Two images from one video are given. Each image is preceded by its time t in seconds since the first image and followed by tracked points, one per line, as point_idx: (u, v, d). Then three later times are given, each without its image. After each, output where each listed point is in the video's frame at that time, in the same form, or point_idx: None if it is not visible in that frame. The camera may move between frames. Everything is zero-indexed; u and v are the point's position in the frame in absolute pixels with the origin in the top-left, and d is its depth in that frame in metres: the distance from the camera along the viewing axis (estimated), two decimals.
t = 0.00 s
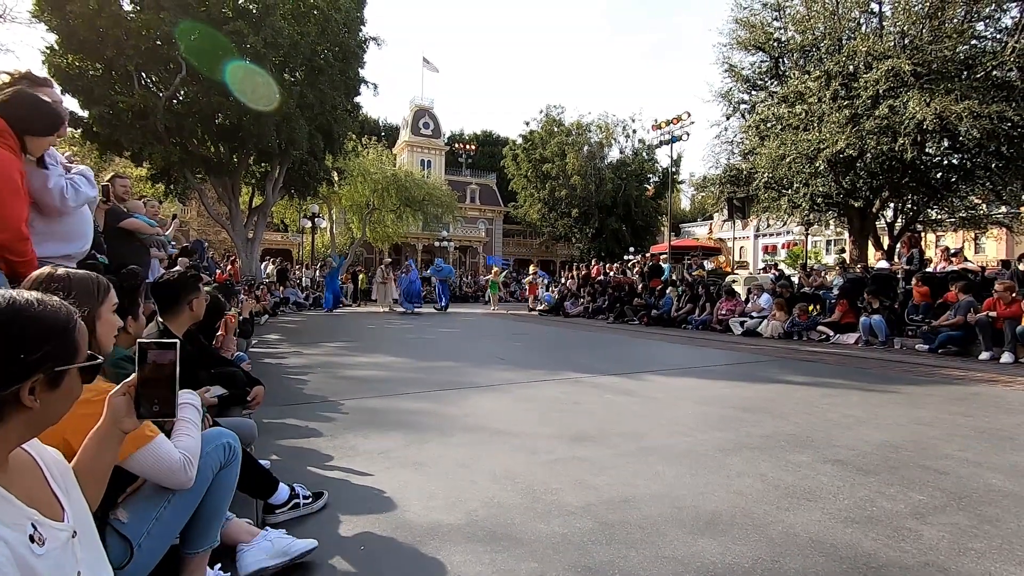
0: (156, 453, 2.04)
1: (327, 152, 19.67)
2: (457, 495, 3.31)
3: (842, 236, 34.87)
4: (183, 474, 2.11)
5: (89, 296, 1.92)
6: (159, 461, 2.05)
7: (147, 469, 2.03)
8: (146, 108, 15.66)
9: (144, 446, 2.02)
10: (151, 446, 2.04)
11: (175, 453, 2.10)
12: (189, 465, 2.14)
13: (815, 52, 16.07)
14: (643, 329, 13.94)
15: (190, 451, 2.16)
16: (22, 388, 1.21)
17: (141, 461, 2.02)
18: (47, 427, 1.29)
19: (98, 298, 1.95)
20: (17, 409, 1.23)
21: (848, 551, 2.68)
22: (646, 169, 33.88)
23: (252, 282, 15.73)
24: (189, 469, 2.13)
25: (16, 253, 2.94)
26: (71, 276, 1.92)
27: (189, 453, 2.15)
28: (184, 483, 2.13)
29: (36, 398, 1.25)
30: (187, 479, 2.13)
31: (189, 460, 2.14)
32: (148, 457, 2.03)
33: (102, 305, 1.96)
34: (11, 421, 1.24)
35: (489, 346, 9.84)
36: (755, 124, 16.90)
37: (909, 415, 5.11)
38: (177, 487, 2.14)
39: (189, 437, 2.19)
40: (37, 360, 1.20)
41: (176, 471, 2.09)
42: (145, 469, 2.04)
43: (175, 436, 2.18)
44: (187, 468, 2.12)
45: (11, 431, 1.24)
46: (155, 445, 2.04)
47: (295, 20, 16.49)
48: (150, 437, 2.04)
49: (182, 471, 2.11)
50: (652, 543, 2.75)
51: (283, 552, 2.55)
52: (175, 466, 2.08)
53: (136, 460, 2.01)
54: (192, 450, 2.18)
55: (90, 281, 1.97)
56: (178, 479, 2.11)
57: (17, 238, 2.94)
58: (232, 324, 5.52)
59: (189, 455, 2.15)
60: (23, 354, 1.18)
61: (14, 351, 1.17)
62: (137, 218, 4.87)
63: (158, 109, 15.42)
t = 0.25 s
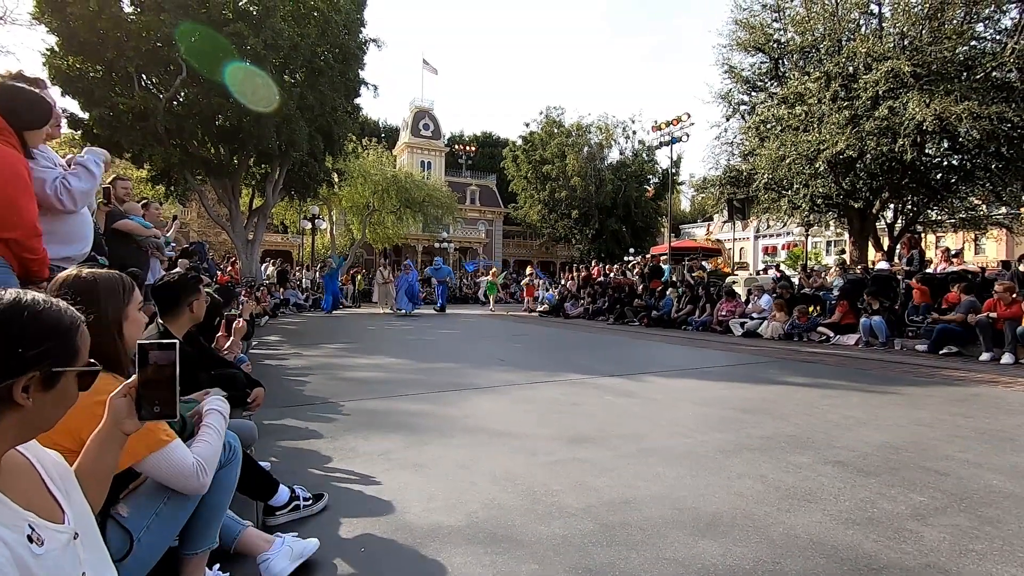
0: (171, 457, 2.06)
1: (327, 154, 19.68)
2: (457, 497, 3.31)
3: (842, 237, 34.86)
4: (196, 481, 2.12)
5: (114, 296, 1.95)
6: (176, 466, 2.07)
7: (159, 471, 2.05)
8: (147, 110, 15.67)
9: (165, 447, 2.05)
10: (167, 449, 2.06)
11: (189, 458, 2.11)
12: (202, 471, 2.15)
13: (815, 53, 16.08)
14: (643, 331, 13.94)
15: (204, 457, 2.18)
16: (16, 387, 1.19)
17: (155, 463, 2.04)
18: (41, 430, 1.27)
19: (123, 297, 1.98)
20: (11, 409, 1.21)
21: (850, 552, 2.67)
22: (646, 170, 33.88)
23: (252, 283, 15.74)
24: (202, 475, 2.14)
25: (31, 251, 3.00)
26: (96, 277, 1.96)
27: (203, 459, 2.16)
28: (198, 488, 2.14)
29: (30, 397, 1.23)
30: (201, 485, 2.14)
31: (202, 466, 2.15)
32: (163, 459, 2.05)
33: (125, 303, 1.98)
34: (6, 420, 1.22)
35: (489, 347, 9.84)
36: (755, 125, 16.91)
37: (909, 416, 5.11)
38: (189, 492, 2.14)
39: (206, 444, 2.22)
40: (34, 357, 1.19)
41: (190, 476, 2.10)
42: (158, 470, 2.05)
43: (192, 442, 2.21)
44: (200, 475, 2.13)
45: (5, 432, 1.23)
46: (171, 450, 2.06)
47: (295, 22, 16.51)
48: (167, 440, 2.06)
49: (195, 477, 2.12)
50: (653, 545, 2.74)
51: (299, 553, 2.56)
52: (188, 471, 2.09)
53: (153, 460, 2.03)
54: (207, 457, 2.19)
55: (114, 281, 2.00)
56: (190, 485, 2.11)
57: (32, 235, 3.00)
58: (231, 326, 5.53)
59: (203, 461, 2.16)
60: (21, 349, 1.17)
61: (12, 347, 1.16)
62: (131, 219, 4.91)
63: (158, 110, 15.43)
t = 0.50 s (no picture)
0: (182, 472, 2.09)
1: (327, 155, 19.69)
2: (458, 499, 3.30)
3: (843, 238, 34.85)
4: (204, 499, 2.15)
5: (154, 306, 2.06)
6: (187, 480, 2.10)
7: (170, 483, 2.07)
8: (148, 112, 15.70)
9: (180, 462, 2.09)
10: (182, 463, 2.10)
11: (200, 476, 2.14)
12: (209, 490, 2.17)
13: (816, 54, 16.07)
14: (643, 332, 13.93)
15: (214, 476, 2.20)
16: (13, 387, 1.18)
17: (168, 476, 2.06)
18: (38, 433, 1.26)
19: (163, 308, 2.09)
20: (8, 409, 1.20)
21: (852, 554, 2.67)
22: (646, 171, 33.86)
23: (252, 285, 15.74)
24: (208, 495, 2.17)
25: (42, 251, 3.02)
26: (135, 285, 2.06)
27: (213, 479, 2.19)
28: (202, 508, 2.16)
29: (25, 398, 1.22)
30: (204, 504, 2.15)
31: (209, 486, 2.17)
32: (176, 472, 2.08)
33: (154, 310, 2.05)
34: (2, 422, 1.21)
35: (489, 348, 9.83)
36: (755, 126, 16.91)
37: (910, 417, 5.10)
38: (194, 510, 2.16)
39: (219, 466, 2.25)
40: (31, 357, 1.19)
41: (199, 493, 2.14)
42: (166, 482, 2.07)
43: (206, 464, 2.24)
44: (207, 495, 2.16)
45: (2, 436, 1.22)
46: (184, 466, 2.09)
47: (296, 23, 16.52)
48: (183, 455, 2.11)
49: (203, 496, 2.15)
50: (655, 547, 2.74)
51: (298, 557, 2.55)
52: (197, 491, 2.12)
53: (165, 472, 2.05)
54: (218, 478, 2.22)
55: (155, 292, 2.11)
56: (196, 502, 2.14)
57: (44, 235, 3.01)
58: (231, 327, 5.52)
59: (212, 481, 2.18)
60: (16, 348, 1.16)
61: (8, 346, 1.15)
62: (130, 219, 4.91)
63: (159, 112, 15.44)
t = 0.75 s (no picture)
0: (192, 475, 2.07)
1: (328, 156, 19.70)
2: (458, 500, 3.30)
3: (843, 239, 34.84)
4: (208, 500, 2.14)
5: (164, 307, 2.06)
6: (195, 482, 2.09)
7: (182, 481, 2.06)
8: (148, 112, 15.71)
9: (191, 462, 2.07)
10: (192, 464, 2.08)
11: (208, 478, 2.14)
12: (214, 492, 2.16)
13: (816, 55, 16.07)
14: (644, 332, 13.93)
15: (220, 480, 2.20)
16: (19, 386, 1.18)
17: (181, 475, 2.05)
18: (45, 433, 1.26)
19: (171, 310, 2.09)
20: (15, 411, 1.20)
21: (852, 555, 2.66)
22: (647, 172, 33.87)
23: (253, 285, 15.75)
24: (214, 495, 2.16)
25: (47, 251, 3.02)
26: (146, 285, 2.05)
27: (218, 481, 2.19)
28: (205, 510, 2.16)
29: (33, 398, 1.21)
30: (208, 505, 2.14)
31: (216, 487, 2.17)
32: (185, 473, 2.06)
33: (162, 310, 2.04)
34: (9, 422, 1.21)
35: (490, 349, 9.83)
36: (755, 127, 16.90)
37: (911, 418, 5.10)
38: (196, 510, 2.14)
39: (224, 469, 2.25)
40: (35, 356, 1.18)
41: (206, 494, 2.13)
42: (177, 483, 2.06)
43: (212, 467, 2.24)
44: (212, 496, 2.15)
45: (8, 436, 1.21)
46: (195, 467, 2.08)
47: (296, 24, 16.52)
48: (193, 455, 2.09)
49: (208, 498, 2.14)
50: (655, 548, 2.73)
51: (294, 557, 2.55)
52: (205, 493, 2.12)
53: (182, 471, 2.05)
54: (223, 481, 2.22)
55: (165, 294, 2.11)
56: (201, 503, 2.12)
57: (47, 235, 3.01)
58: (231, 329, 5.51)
59: (218, 484, 2.18)
60: (23, 347, 1.17)
61: (13, 345, 1.15)
62: (128, 219, 4.91)
63: (159, 113, 15.46)
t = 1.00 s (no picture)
0: (182, 477, 2.07)
1: (328, 157, 19.70)
2: (458, 502, 3.29)
3: (843, 240, 34.84)
4: (198, 503, 2.13)
5: (153, 308, 2.05)
6: (184, 485, 2.08)
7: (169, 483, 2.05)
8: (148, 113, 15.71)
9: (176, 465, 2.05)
10: (178, 466, 2.06)
11: (198, 480, 2.13)
12: (205, 493, 2.15)
13: (815, 56, 16.08)
14: (644, 333, 13.93)
15: (212, 481, 2.20)
16: (30, 379, 1.18)
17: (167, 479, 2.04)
18: (54, 426, 1.25)
19: (158, 311, 2.06)
20: (27, 403, 1.20)
21: (852, 557, 2.67)
22: (646, 172, 33.89)
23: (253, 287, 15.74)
24: (204, 497, 2.15)
25: (47, 253, 3.02)
26: (134, 285, 2.04)
27: (209, 482, 2.18)
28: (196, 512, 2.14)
29: (44, 390, 1.21)
30: (199, 507, 2.13)
31: (206, 489, 2.16)
32: (173, 475, 2.05)
33: (150, 309, 2.02)
34: (19, 418, 1.21)
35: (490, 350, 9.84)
36: (755, 128, 16.89)
37: (910, 420, 5.10)
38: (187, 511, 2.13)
39: (216, 469, 2.25)
40: (41, 351, 1.18)
41: (195, 496, 2.12)
42: (167, 486, 2.05)
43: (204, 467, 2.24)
44: (202, 498, 2.14)
45: (18, 430, 1.21)
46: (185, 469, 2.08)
47: (296, 26, 16.53)
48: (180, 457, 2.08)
49: (198, 499, 2.13)
50: (655, 550, 2.74)
51: (293, 558, 2.55)
52: (194, 495, 2.11)
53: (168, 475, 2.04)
54: (215, 481, 2.22)
55: (152, 295, 2.08)
56: (190, 506, 2.11)
57: (47, 236, 3.01)
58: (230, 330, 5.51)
59: (209, 485, 2.18)
60: (31, 341, 1.16)
61: (22, 338, 1.15)
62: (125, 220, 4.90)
63: (159, 114, 15.46)
